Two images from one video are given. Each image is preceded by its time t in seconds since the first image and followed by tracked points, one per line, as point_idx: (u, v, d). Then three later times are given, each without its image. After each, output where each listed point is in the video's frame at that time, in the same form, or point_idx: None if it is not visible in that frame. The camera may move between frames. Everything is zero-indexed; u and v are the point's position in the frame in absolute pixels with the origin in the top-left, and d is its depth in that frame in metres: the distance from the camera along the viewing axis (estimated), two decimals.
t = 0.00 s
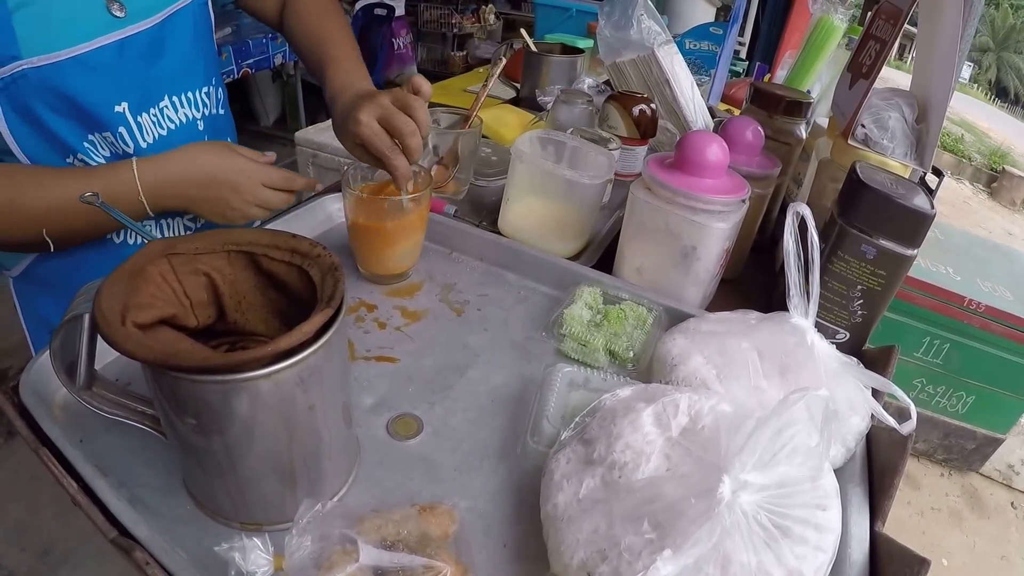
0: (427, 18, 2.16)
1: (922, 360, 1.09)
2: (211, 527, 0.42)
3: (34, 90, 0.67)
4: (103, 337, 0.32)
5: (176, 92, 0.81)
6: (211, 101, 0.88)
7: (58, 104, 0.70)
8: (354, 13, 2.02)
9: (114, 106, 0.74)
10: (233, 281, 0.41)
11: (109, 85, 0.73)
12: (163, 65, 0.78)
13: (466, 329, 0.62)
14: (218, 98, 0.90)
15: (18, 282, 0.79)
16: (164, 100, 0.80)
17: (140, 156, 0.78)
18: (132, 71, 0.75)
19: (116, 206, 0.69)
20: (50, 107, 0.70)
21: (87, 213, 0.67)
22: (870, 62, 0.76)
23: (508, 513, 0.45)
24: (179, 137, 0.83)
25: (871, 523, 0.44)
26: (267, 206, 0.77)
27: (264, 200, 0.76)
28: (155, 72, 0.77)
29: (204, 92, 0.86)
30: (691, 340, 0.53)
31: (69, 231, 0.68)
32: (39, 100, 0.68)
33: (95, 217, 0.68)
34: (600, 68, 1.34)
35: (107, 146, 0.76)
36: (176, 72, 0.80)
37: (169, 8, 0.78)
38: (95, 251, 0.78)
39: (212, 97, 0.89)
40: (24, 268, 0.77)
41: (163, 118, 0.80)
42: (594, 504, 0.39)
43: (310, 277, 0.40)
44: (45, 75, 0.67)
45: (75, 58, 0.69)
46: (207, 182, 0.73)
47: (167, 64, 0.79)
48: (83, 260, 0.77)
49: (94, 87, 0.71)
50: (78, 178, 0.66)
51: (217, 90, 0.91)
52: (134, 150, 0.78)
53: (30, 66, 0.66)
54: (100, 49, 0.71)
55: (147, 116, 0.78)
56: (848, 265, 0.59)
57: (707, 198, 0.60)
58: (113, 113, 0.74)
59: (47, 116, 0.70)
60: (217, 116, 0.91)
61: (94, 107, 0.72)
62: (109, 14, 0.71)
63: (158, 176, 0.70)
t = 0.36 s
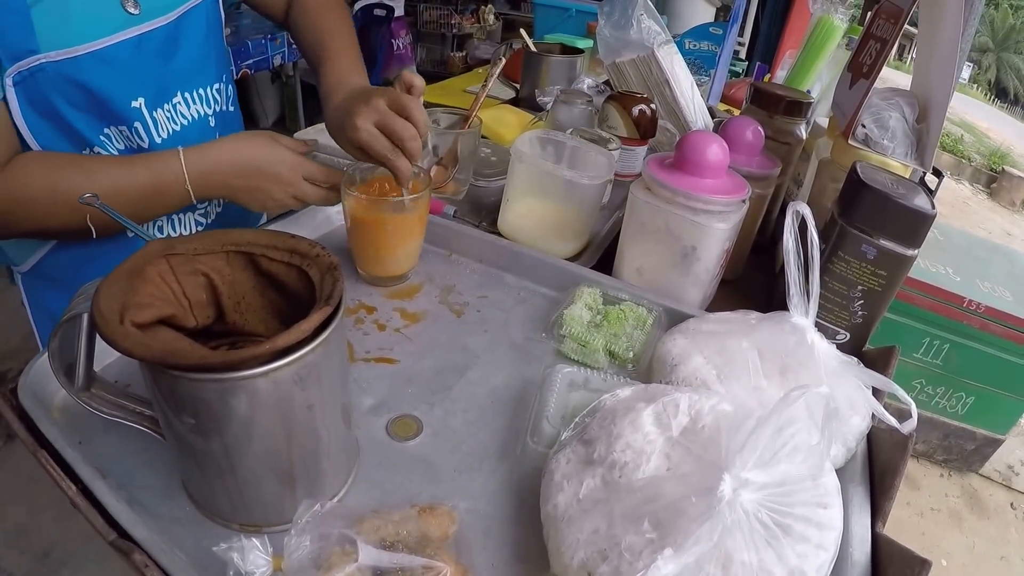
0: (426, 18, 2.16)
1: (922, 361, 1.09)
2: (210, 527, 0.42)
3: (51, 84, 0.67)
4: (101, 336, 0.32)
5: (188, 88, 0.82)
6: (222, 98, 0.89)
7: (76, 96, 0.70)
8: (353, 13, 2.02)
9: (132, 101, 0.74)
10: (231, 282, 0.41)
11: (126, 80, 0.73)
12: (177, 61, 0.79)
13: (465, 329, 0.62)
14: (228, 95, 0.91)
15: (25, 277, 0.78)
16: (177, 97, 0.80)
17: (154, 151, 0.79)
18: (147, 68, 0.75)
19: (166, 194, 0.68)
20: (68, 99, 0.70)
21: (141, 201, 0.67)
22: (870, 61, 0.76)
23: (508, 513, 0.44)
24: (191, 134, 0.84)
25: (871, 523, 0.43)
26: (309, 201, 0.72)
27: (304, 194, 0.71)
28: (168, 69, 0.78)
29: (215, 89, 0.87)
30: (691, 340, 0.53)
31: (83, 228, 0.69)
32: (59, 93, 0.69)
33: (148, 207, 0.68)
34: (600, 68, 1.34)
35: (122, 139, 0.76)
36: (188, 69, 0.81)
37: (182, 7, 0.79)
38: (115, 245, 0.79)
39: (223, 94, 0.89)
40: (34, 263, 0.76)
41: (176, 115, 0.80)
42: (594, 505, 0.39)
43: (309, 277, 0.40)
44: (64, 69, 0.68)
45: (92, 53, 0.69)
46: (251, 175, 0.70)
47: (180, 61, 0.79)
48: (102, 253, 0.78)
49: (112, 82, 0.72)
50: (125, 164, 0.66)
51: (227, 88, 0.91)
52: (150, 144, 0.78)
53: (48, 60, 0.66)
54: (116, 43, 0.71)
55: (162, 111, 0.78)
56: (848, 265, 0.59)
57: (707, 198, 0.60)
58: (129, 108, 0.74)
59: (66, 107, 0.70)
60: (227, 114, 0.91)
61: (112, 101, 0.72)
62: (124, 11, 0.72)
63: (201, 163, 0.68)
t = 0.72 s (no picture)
0: (426, 18, 2.16)
1: (922, 361, 1.09)
2: (210, 528, 0.42)
3: (62, 83, 0.67)
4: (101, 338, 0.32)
5: (197, 86, 0.82)
6: (229, 95, 0.89)
7: (86, 94, 0.70)
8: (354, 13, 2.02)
9: (143, 99, 0.74)
10: (231, 282, 0.41)
11: (137, 78, 0.73)
12: (185, 59, 0.79)
13: (465, 330, 0.62)
14: (235, 93, 0.91)
15: (30, 274, 0.78)
16: (186, 94, 0.80)
17: (165, 149, 0.79)
18: (156, 66, 0.75)
19: (180, 198, 0.67)
20: (80, 97, 0.70)
21: (153, 204, 0.66)
22: (869, 62, 0.76)
23: (508, 515, 0.44)
24: (200, 131, 0.84)
25: (871, 524, 0.43)
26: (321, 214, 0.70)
27: (316, 207, 0.69)
28: (177, 66, 0.78)
29: (222, 86, 0.87)
30: (691, 341, 0.53)
31: (85, 228, 0.69)
32: (70, 91, 0.69)
33: (160, 210, 0.67)
34: (600, 68, 1.34)
35: (132, 137, 0.76)
36: (196, 67, 0.81)
37: (189, 5, 0.79)
38: (124, 245, 0.80)
39: (229, 92, 0.89)
40: (39, 262, 0.76)
41: (186, 112, 0.81)
42: (594, 506, 0.39)
43: (309, 278, 0.40)
44: (74, 67, 0.68)
45: (103, 51, 0.69)
46: (268, 182, 0.67)
47: (188, 59, 0.79)
48: (110, 253, 0.79)
49: (123, 80, 0.72)
50: (145, 166, 0.64)
51: (234, 85, 0.91)
52: (160, 142, 0.78)
53: (59, 58, 0.66)
54: (127, 41, 0.71)
55: (173, 108, 0.78)
56: (848, 265, 0.59)
57: (707, 198, 0.59)
58: (140, 105, 0.74)
59: (77, 106, 0.70)
60: (234, 111, 0.91)
61: (122, 98, 0.72)
62: (132, 9, 0.72)
63: (220, 166, 0.66)
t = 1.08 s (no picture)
0: (426, 18, 2.17)
1: (922, 362, 1.08)
2: (210, 529, 0.42)
3: (64, 82, 0.67)
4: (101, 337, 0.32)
5: (199, 86, 0.82)
6: (230, 95, 0.89)
7: (88, 94, 0.70)
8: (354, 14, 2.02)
9: (143, 98, 0.74)
10: (232, 282, 0.41)
11: (138, 78, 0.73)
12: (186, 59, 0.79)
13: (466, 330, 0.62)
14: (236, 93, 0.91)
15: (31, 274, 0.77)
16: (187, 94, 0.80)
17: (165, 149, 0.79)
18: (157, 66, 0.75)
19: (182, 199, 0.67)
20: (82, 97, 0.70)
21: (155, 205, 0.66)
22: (870, 62, 0.76)
23: (508, 515, 0.44)
24: (201, 131, 0.84)
25: (872, 525, 0.43)
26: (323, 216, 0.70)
27: (319, 209, 0.69)
28: (178, 66, 0.78)
29: (224, 86, 0.87)
30: (692, 342, 0.53)
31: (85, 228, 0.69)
32: (72, 90, 0.68)
33: (161, 211, 0.67)
34: (600, 68, 1.34)
35: (133, 137, 0.76)
36: (197, 66, 0.81)
37: (190, 5, 0.79)
38: (124, 244, 0.80)
39: (230, 92, 0.89)
40: (40, 262, 0.76)
41: (187, 112, 0.81)
42: (595, 507, 0.38)
43: (310, 278, 0.40)
44: (75, 67, 0.67)
45: (104, 50, 0.69)
46: (270, 185, 0.67)
47: (190, 59, 0.79)
48: (111, 252, 0.79)
49: (124, 79, 0.72)
50: (146, 167, 0.64)
51: (235, 85, 0.91)
52: (160, 142, 0.78)
53: (60, 58, 0.66)
54: (129, 40, 0.71)
55: (174, 108, 0.78)
56: (849, 265, 0.58)
57: (708, 199, 0.59)
58: (140, 105, 0.74)
59: (78, 106, 0.70)
60: (236, 111, 0.91)
61: (123, 98, 0.72)
62: (133, 9, 0.72)
63: (221, 168, 0.66)
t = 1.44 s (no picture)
0: (426, 18, 2.17)
1: (921, 363, 1.08)
2: (209, 528, 0.42)
3: (65, 83, 0.67)
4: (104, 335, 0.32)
5: (199, 87, 0.82)
6: (230, 96, 0.89)
7: (89, 94, 0.70)
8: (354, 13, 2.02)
9: (144, 99, 0.74)
10: (234, 282, 0.41)
11: (140, 79, 0.73)
12: (187, 59, 0.79)
13: (466, 331, 0.62)
14: (236, 94, 0.91)
15: (31, 273, 0.78)
16: (188, 95, 0.80)
17: (165, 150, 0.79)
18: (158, 67, 0.75)
19: (182, 199, 0.67)
20: (83, 98, 0.70)
21: (156, 205, 0.66)
22: (870, 62, 0.76)
23: (507, 515, 0.44)
24: (201, 132, 0.84)
25: (872, 526, 0.43)
26: (323, 217, 0.70)
27: (319, 210, 0.69)
28: (178, 67, 0.78)
29: (224, 87, 0.87)
30: (692, 343, 0.53)
31: (86, 228, 0.69)
32: (73, 91, 0.69)
33: (162, 211, 0.67)
34: (600, 68, 1.34)
35: (133, 137, 0.76)
36: (198, 67, 0.81)
37: (192, 6, 0.79)
38: (124, 245, 0.79)
39: (231, 92, 0.89)
40: (40, 261, 0.76)
41: (188, 112, 0.81)
42: (594, 507, 0.39)
43: (311, 278, 0.40)
44: (76, 68, 0.68)
45: (106, 52, 0.69)
46: (270, 185, 0.67)
47: (190, 60, 0.79)
48: (111, 252, 0.79)
49: (125, 80, 0.72)
50: (147, 167, 0.65)
51: (236, 86, 0.91)
52: (161, 142, 0.78)
53: (62, 59, 0.66)
54: (130, 41, 0.71)
55: (174, 109, 0.78)
56: (848, 266, 0.59)
57: (708, 199, 0.59)
58: (141, 106, 0.74)
59: (79, 106, 0.70)
60: (236, 112, 0.91)
61: (124, 99, 0.72)
62: (134, 10, 0.72)
63: (222, 169, 0.66)
